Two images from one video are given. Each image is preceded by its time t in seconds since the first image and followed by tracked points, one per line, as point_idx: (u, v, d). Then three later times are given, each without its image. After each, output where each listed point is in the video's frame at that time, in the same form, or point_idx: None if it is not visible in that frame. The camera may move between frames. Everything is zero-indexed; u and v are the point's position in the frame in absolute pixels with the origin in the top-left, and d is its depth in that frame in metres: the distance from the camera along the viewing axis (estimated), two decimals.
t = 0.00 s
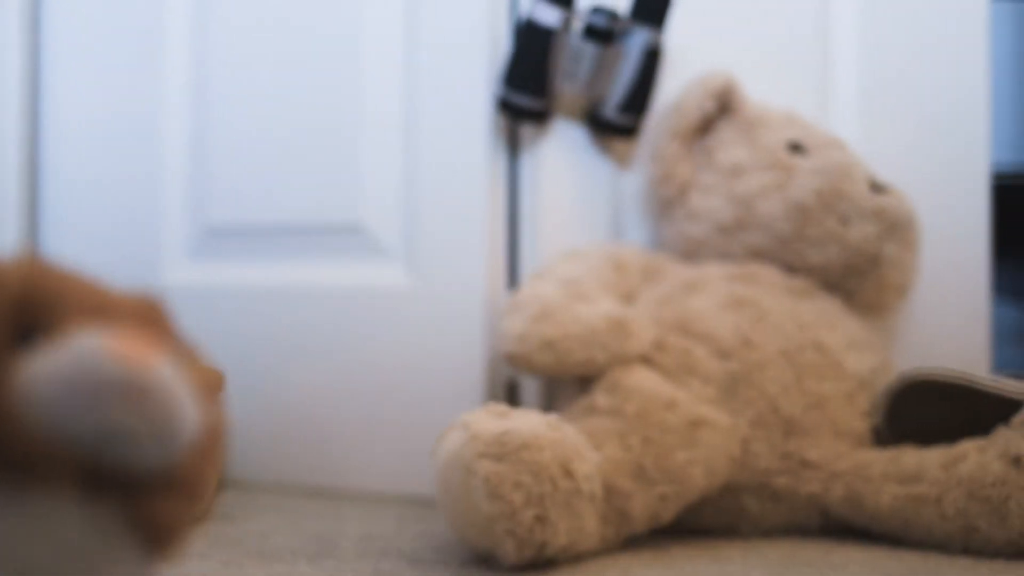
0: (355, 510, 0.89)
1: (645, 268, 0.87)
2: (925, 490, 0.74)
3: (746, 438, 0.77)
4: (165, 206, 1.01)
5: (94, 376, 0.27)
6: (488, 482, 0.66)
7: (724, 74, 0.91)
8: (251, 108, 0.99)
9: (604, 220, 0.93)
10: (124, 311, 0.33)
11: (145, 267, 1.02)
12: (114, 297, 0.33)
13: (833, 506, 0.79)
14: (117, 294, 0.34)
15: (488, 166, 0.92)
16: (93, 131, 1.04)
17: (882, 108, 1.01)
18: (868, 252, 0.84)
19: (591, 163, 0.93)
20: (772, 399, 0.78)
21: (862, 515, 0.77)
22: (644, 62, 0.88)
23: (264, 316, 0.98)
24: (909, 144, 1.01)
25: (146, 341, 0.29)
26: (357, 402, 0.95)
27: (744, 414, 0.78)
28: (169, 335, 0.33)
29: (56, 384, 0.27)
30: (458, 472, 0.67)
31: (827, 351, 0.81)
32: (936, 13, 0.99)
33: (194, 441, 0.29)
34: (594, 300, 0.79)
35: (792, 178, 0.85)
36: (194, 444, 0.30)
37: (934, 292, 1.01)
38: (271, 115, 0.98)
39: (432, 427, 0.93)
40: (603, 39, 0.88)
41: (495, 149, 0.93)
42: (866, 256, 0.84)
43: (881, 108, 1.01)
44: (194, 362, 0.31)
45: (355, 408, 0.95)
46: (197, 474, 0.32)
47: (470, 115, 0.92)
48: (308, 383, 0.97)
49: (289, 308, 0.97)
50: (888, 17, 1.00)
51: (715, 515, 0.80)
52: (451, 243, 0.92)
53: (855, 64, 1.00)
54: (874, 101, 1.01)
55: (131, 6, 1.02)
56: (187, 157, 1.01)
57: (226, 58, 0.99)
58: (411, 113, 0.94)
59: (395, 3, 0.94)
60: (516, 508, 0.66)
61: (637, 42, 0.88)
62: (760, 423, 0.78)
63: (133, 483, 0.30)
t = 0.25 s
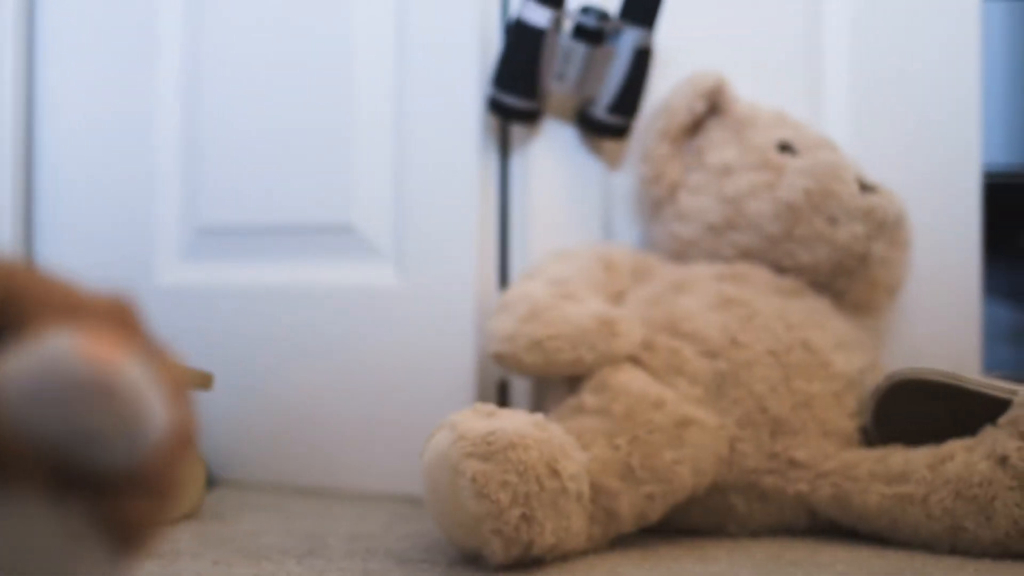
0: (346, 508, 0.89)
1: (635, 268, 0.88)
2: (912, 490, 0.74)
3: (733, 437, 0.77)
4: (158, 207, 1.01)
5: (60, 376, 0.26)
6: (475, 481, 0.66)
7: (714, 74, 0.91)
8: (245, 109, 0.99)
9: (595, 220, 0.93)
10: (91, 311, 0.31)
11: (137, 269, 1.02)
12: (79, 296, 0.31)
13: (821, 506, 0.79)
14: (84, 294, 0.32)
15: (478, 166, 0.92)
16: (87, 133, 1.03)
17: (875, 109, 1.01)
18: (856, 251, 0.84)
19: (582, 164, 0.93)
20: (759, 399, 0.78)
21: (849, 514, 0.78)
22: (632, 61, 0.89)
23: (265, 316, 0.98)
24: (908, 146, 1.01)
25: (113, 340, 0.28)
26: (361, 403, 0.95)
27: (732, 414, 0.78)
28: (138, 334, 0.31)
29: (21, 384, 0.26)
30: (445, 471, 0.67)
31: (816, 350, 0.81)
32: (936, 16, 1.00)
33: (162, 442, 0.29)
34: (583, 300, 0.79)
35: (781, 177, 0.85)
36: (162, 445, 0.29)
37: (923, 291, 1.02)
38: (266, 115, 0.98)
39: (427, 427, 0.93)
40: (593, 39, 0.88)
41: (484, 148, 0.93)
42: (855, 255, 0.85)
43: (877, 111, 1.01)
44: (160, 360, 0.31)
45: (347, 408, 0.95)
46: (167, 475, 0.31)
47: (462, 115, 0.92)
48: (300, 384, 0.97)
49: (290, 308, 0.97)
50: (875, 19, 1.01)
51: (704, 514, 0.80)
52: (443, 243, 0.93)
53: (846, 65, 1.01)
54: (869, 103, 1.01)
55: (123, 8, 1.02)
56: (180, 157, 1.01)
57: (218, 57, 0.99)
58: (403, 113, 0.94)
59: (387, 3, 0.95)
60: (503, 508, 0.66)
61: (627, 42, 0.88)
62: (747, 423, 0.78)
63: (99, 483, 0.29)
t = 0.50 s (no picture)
0: (336, 508, 0.89)
1: (624, 268, 0.88)
2: (899, 490, 0.75)
3: (721, 437, 0.77)
4: (149, 206, 1.01)
5: (25, 374, 0.26)
6: (461, 481, 0.66)
7: (704, 73, 0.91)
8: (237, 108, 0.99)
9: (584, 220, 0.93)
10: (59, 310, 0.30)
11: (128, 269, 1.02)
12: (47, 294, 0.30)
13: (808, 505, 0.79)
14: (53, 290, 0.31)
15: (468, 167, 0.92)
16: (76, 133, 1.03)
17: (866, 112, 1.02)
18: (845, 251, 0.84)
19: (572, 164, 0.93)
20: (747, 399, 0.78)
21: (836, 514, 0.78)
22: (623, 60, 0.88)
23: (265, 316, 0.97)
24: (904, 148, 1.02)
25: (82, 340, 0.29)
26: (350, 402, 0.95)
27: (719, 414, 0.78)
28: (107, 334, 0.30)
29: None
30: (432, 470, 0.67)
31: (803, 350, 0.81)
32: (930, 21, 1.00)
33: (131, 443, 0.29)
34: (571, 299, 0.79)
35: (771, 178, 0.85)
36: (131, 446, 0.29)
37: (913, 291, 1.02)
38: (256, 115, 0.98)
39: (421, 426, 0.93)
40: (582, 39, 0.87)
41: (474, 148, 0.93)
42: (843, 256, 0.85)
43: (870, 115, 1.02)
44: (131, 360, 0.31)
45: (337, 408, 0.95)
46: (137, 476, 0.30)
47: (453, 115, 0.92)
48: (290, 384, 0.97)
49: (290, 308, 0.97)
50: (864, 20, 1.01)
51: (692, 514, 0.80)
52: (435, 243, 0.93)
53: (836, 66, 1.01)
54: (863, 104, 1.02)
55: (113, 7, 1.02)
56: (170, 158, 1.01)
57: (209, 58, 0.99)
58: (394, 114, 0.94)
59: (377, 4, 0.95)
60: (489, 507, 0.66)
61: (617, 42, 0.88)
62: (735, 422, 0.78)
63: (66, 484, 0.29)
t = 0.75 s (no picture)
0: (326, 508, 0.89)
1: (613, 269, 0.88)
2: (886, 489, 0.75)
3: (709, 437, 0.78)
4: (141, 207, 1.02)
5: None
6: (446, 480, 0.66)
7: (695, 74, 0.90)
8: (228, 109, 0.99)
9: (574, 219, 0.93)
10: (24, 307, 0.29)
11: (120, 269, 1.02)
12: (16, 293, 0.30)
13: (795, 504, 0.79)
14: (19, 288, 0.31)
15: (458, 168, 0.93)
16: (68, 134, 1.04)
17: (858, 114, 1.02)
18: (834, 251, 0.84)
19: (562, 164, 0.93)
20: (735, 398, 0.78)
21: (823, 513, 0.78)
22: (612, 59, 0.88)
23: (262, 316, 0.97)
24: (891, 156, 1.02)
25: (46, 339, 0.29)
26: (335, 402, 0.95)
27: (707, 413, 0.78)
28: (76, 333, 0.30)
29: None
30: (418, 470, 0.67)
31: (791, 350, 0.81)
32: (929, 20, 1.01)
33: (96, 442, 0.29)
34: (559, 299, 0.79)
35: (759, 178, 0.86)
36: (96, 445, 0.29)
37: (904, 290, 1.03)
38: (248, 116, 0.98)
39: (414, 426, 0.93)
40: (572, 39, 0.87)
41: (463, 148, 0.93)
42: (831, 255, 0.85)
43: (863, 117, 1.02)
44: (98, 360, 0.31)
45: (327, 408, 0.95)
46: (103, 476, 0.30)
47: (443, 115, 0.92)
48: (281, 384, 0.97)
49: (288, 308, 0.97)
50: (855, 21, 1.01)
51: (679, 514, 0.80)
52: (426, 243, 0.93)
53: (825, 67, 1.02)
54: (850, 110, 1.02)
55: (104, 8, 1.02)
56: (163, 159, 1.01)
57: (200, 59, 1.00)
58: (384, 114, 0.94)
59: (368, 4, 0.95)
60: (474, 507, 0.66)
61: (606, 42, 0.88)
62: (723, 422, 0.78)
63: (28, 482, 0.29)
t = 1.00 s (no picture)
0: (319, 506, 0.90)
1: (602, 268, 0.88)
2: (872, 489, 0.75)
3: (696, 436, 0.78)
4: (133, 207, 1.02)
5: None
6: (432, 480, 0.66)
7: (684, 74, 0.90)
8: (220, 109, 0.99)
9: (564, 219, 0.93)
10: None
11: (112, 269, 1.02)
12: None
13: (783, 504, 0.79)
14: None
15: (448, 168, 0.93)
16: (60, 135, 1.04)
17: (855, 115, 1.02)
18: (822, 251, 0.85)
19: (552, 164, 0.93)
20: (723, 398, 0.78)
21: (811, 512, 0.78)
22: (601, 59, 0.88)
23: (261, 316, 0.97)
24: (892, 156, 1.02)
25: (12, 341, 0.29)
26: (336, 401, 0.95)
27: (694, 412, 0.78)
28: (45, 334, 0.31)
29: None
30: (404, 470, 0.67)
31: (779, 349, 0.81)
32: (930, 20, 1.01)
33: (63, 439, 0.30)
34: (547, 299, 0.79)
35: (748, 178, 0.86)
36: (61, 442, 0.30)
37: (895, 290, 1.03)
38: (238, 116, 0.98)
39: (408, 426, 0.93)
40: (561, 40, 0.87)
41: (453, 147, 0.94)
42: (820, 255, 0.85)
43: (858, 118, 1.02)
44: (66, 359, 0.31)
45: (317, 407, 0.96)
46: (70, 473, 0.31)
47: (434, 115, 0.92)
48: (271, 384, 0.97)
49: (290, 309, 0.96)
50: (846, 22, 1.01)
51: (667, 514, 0.80)
52: (417, 243, 0.93)
53: (817, 68, 1.02)
54: (846, 116, 1.02)
55: (95, 8, 1.02)
56: (154, 160, 1.02)
57: (191, 60, 1.00)
58: (375, 114, 0.94)
59: (358, 4, 0.95)
60: (459, 506, 0.66)
61: (596, 42, 0.88)
62: (710, 422, 0.78)
63: None
